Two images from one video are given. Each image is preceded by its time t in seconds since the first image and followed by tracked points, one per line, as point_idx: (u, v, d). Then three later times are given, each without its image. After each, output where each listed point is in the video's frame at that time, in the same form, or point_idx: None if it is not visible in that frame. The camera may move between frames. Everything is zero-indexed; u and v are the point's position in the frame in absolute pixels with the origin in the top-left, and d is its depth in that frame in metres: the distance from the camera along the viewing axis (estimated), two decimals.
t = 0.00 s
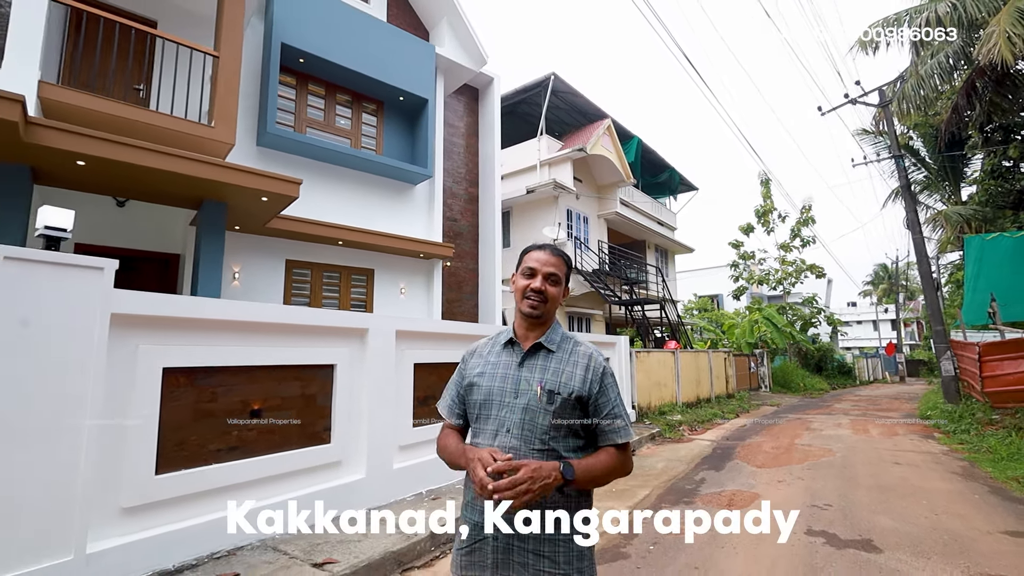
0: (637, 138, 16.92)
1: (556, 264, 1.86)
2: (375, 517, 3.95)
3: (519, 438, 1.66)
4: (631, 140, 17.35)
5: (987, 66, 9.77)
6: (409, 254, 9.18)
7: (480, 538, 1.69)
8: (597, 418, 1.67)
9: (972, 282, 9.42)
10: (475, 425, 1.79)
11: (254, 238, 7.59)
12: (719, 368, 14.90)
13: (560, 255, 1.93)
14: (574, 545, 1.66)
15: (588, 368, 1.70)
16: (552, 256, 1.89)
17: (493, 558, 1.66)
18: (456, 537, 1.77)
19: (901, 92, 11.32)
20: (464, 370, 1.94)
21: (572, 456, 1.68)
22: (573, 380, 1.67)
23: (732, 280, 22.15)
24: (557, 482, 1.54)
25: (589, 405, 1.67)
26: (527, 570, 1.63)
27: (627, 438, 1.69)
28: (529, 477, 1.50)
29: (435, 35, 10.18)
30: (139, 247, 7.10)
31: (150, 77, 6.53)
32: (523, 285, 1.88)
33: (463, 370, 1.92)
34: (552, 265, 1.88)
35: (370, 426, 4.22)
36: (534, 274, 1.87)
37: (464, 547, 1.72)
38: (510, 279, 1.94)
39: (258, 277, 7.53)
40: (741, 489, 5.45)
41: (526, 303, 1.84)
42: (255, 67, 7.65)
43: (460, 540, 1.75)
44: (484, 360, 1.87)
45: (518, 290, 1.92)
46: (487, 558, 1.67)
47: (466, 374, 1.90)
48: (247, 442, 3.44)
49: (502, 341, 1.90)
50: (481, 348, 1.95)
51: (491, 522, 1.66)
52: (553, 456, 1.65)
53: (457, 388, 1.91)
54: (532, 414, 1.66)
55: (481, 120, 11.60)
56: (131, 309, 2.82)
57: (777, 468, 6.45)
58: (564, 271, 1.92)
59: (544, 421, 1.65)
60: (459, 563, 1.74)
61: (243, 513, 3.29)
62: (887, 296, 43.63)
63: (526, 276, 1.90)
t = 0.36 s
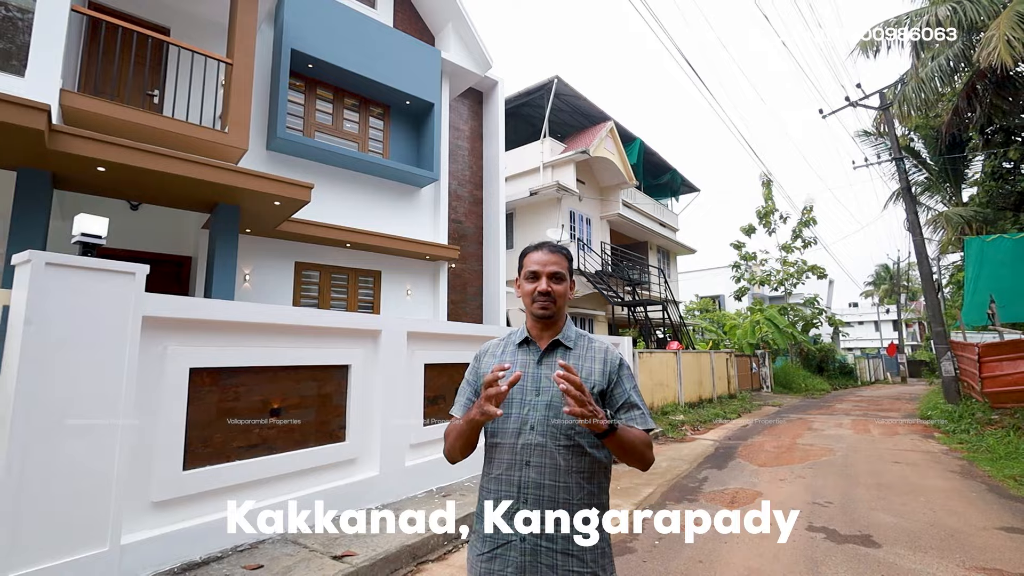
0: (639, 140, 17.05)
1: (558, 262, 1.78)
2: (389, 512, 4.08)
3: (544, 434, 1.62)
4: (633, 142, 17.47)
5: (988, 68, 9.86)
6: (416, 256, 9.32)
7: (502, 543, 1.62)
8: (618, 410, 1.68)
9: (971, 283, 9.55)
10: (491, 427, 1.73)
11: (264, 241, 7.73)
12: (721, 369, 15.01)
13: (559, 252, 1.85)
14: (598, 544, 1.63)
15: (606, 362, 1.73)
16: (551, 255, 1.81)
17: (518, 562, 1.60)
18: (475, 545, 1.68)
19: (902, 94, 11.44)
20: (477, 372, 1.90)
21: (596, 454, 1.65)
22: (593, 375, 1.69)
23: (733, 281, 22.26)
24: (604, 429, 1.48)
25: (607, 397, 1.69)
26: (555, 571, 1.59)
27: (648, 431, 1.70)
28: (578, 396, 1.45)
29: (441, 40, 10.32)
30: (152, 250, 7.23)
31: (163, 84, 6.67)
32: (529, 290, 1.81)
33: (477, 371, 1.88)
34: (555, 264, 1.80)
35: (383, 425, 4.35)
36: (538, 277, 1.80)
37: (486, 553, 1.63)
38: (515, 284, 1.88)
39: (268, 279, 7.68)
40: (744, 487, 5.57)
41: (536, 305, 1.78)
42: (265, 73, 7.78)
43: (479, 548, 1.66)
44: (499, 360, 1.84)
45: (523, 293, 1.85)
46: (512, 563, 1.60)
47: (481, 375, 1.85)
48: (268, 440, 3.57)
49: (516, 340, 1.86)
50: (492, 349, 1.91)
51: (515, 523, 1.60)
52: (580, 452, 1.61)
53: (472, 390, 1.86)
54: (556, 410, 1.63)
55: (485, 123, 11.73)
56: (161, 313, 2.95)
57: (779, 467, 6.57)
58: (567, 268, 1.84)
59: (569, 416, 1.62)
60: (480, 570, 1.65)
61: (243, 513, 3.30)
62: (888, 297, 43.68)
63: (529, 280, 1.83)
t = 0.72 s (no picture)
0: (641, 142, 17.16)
1: (552, 269, 1.78)
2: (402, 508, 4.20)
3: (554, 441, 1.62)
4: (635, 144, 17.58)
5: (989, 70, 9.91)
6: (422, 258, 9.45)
7: (516, 552, 1.63)
8: (621, 414, 1.71)
9: (970, 284, 9.65)
10: (496, 435, 1.70)
11: (273, 243, 7.88)
12: (723, 369, 15.10)
13: (551, 257, 1.85)
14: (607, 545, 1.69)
15: (606, 366, 1.74)
16: (543, 261, 1.81)
17: (534, 569, 1.62)
18: (487, 558, 1.67)
19: (903, 96, 11.51)
20: (471, 379, 1.81)
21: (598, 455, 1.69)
22: (596, 380, 1.69)
23: (735, 281, 22.34)
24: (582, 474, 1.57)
25: (609, 401, 1.72)
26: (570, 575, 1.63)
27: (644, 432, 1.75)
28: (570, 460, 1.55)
29: (445, 45, 10.45)
30: (164, 253, 7.38)
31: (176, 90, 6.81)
32: (525, 299, 1.80)
33: (473, 380, 1.79)
34: (548, 270, 1.78)
35: (394, 425, 4.47)
36: (533, 285, 1.78)
37: (500, 564, 1.63)
38: (510, 295, 1.86)
39: (278, 281, 7.81)
40: (746, 485, 5.68)
41: (534, 313, 1.76)
42: (274, 78, 7.92)
43: (491, 560, 1.65)
44: (497, 367, 1.76)
45: (519, 302, 1.84)
46: (528, 570, 1.62)
47: (477, 383, 1.78)
48: (285, 438, 3.69)
49: (513, 347, 1.80)
50: (488, 355, 1.81)
51: (530, 532, 1.62)
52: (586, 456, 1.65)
53: (468, 400, 1.77)
54: (564, 417, 1.64)
55: (489, 126, 11.85)
56: (187, 316, 3.08)
57: (780, 465, 6.67)
58: (561, 272, 1.82)
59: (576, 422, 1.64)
60: None
61: (243, 513, 3.30)
62: (889, 297, 43.67)
63: (524, 289, 1.81)
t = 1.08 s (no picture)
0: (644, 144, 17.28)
1: (519, 264, 1.72)
2: (413, 505, 4.32)
3: (529, 440, 1.57)
4: (637, 146, 17.70)
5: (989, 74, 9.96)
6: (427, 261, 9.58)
7: (491, 559, 1.55)
8: (595, 411, 1.67)
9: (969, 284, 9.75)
10: (468, 438, 1.64)
11: (282, 247, 8.02)
12: (725, 370, 15.20)
13: (519, 253, 1.79)
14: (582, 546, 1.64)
15: (579, 363, 1.71)
16: (511, 258, 1.74)
17: None
18: (461, 569, 1.58)
19: (903, 99, 11.59)
20: (440, 381, 1.74)
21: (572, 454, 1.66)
22: (570, 376, 1.66)
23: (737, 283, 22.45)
24: (559, 494, 1.48)
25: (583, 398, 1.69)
26: None
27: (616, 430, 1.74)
28: (536, 480, 1.46)
29: (450, 49, 10.58)
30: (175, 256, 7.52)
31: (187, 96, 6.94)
32: (493, 297, 1.74)
33: (442, 381, 1.71)
34: (516, 267, 1.73)
35: (405, 425, 4.59)
36: (501, 282, 1.73)
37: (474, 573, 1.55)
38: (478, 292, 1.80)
39: (287, 283, 7.94)
40: (748, 484, 5.79)
41: (502, 311, 1.70)
42: (283, 84, 8.05)
43: (467, 567, 1.57)
44: (467, 367, 1.70)
45: (488, 301, 1.78)
46: None
47: (447, 384, 1.71)
48: (302, 436, 3.81)
49: (483, 347, 1.74)
50: (457, 355, 1.75)
51: (505, 537, 1.55)
52: (561, 454, 1.61)
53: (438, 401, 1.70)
54: (538, 416, 1.59)
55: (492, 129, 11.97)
56: (211, 318, 3.21)
57: (782, 465, 6.78)
58: (529, 268, 1.77)
59: (552, 420, 1.60)
60: None
61: (243, 513, 3.31)
62: (891, 298, 43.73)
63: (493, 286, 1.75)
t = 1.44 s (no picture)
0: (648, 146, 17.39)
1: (512, 266, 1.75)
2: (427, 500, 4.45)
3: (518, 436, 1.60)
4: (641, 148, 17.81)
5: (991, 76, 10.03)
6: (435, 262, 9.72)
7: (482, 550, 1.58)
8: (584, 406, 1.69)
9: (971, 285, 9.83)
10: (460, 435, 1.69)
11: (294, 249, 8.19)
12: (729, 370, 15.30)
13: (511, 255, 1.82)
14: (574, 537, 1.65)
15: (569, 359, 1.73)
16: (503, 259, 1.78)
17: (500, 566, 1.57)
18: (453, 559, 1.63)
19: (906, 101, 11.67)
20: (435, 381, 1.80)
21: (563, 449, 1.68)
22: (558, 372, 1.67)
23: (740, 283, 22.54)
24: (544, 489, 1.52)
25: (573, 394, 1.70)
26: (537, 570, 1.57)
27: (608, 425, 1.74)
28: (520, 477, 1.49)
29: (457, 54, 10.72)
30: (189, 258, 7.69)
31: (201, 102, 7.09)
32: (486, 296, 1.77)
33: (436, 380, 1.77)
34: (508, 268, 1.76)
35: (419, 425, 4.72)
36: (494, 282, 1.75)
37: (465, 563, 1.59)
38: (470, 291, 1.84)
39: (298, 284, 8.09)
40: (752, 481, 5.91)
41: (494, 310, 1.74)
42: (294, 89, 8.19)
43: (457, 558, 1.62)
44: (460, 367, 1.75)
45: (480, 300, 1.81)
46: (494, 569, 1.57)
47: (442, 384, 1.77)
48: (320, 433, 3.94)
49: (476, 346, 1.79)
50: (451, 355, 1.81)
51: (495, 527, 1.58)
52: (550, 449, 1.63)
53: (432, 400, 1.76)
54: (527, 412, 1.62)
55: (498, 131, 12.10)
56: (237, 320, 3.36)
57: (785, 463, 6.90)
58: (521, 270, 1.80)
59: (540, 416, 1.62)
60: None
61: (243, 514, 3.30)
62: (895, 299, 43.66)
63: (485, 286, 1.78)
